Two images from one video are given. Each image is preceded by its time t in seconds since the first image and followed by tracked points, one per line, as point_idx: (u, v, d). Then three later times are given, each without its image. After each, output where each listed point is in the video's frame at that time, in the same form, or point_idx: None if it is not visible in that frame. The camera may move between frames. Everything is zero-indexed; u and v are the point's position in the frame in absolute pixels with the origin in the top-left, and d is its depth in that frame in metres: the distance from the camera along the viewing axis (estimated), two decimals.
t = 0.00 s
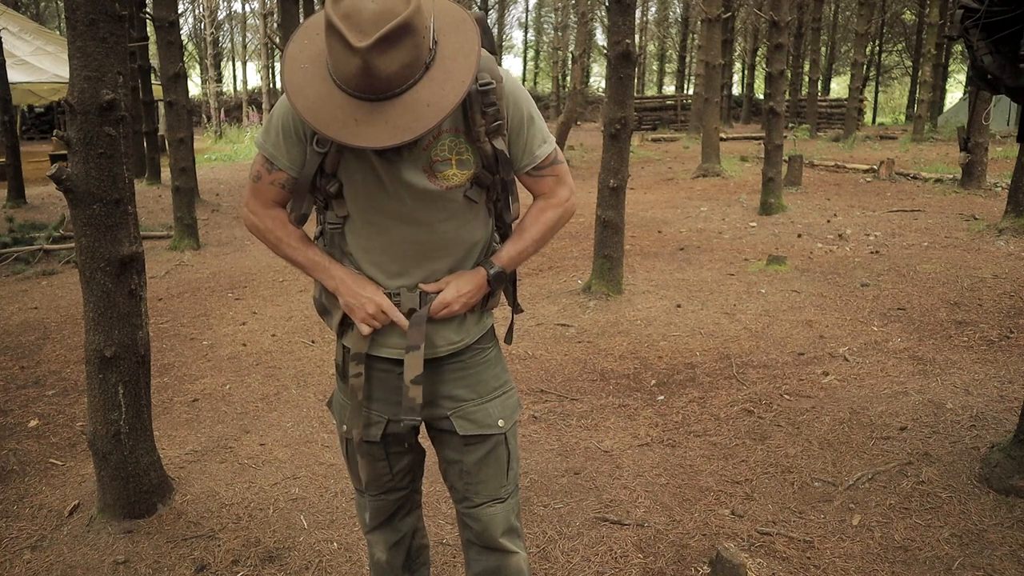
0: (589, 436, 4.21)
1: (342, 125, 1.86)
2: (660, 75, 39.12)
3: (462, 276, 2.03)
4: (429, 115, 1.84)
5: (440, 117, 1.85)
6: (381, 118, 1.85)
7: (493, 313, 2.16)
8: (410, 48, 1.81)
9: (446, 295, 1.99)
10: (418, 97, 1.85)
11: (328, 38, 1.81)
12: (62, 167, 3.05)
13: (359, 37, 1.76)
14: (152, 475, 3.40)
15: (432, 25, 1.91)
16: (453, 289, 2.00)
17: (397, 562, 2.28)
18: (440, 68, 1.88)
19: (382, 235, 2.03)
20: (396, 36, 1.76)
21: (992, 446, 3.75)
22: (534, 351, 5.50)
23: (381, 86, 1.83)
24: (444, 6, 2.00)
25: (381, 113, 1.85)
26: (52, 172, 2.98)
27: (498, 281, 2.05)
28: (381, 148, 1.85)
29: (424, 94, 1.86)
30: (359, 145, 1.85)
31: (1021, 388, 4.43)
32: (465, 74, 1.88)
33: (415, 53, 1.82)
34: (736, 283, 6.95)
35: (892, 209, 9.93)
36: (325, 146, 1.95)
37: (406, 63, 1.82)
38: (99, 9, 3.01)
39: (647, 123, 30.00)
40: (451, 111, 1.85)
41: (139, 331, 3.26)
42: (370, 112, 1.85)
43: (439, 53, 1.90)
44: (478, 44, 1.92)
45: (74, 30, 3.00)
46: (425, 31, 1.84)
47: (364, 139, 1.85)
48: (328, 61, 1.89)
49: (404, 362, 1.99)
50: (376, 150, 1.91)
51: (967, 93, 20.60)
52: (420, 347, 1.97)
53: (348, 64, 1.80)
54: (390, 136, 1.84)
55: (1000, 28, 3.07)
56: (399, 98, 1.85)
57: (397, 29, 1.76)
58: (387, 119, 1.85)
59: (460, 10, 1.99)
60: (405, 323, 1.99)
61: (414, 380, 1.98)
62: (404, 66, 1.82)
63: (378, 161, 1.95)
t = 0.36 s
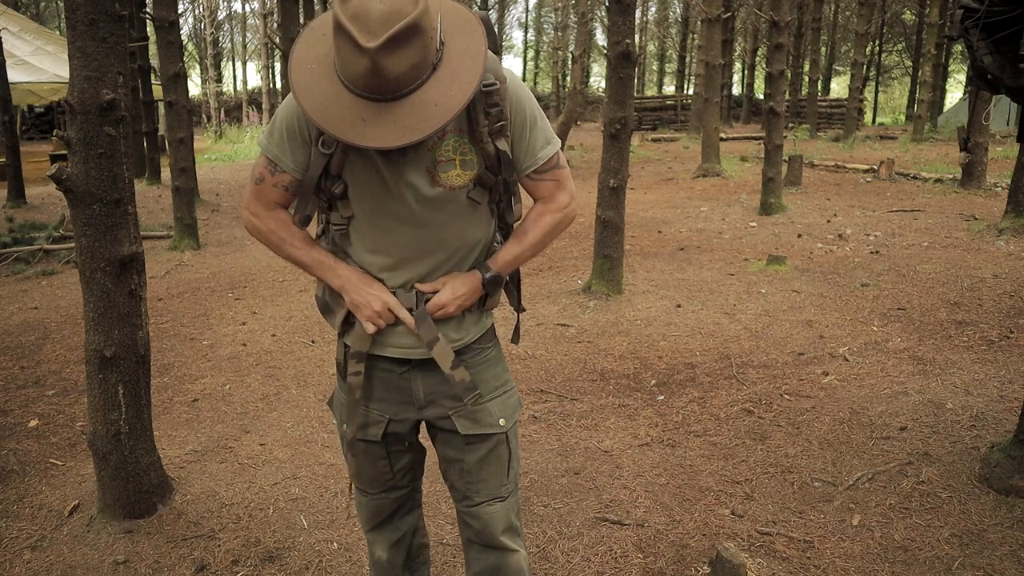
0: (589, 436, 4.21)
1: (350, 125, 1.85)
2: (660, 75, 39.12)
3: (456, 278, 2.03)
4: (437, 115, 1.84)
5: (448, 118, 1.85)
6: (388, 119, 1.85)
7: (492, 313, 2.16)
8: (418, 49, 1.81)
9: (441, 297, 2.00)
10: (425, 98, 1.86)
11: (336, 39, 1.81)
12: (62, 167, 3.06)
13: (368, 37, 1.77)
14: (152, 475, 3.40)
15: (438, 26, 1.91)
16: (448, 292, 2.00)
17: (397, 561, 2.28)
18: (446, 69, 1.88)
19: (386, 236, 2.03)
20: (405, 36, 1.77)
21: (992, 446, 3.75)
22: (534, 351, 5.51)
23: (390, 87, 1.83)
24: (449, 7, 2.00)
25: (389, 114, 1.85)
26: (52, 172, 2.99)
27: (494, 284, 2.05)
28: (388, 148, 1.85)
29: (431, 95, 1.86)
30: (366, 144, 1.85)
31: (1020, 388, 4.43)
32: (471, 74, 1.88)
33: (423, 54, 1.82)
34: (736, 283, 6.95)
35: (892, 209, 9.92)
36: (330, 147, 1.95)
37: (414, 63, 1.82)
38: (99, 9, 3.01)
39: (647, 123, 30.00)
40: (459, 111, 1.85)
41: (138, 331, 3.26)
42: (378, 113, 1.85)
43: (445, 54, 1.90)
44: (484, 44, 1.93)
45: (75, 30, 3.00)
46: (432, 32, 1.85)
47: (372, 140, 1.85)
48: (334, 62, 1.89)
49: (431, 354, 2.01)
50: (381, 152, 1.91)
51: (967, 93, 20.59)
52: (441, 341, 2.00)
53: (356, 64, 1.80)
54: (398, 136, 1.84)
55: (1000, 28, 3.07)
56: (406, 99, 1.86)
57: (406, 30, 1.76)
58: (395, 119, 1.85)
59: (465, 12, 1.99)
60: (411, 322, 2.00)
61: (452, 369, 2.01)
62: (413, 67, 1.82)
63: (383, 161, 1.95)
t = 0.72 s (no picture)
0: (589, 436, 4.21)
1: (354, 127, 1.85)
2: (660, 75, 39.12)
3: (445, 269, 2.03)
4: (440, 116, 1.84)
5: (452, 119, 1.85)
6: (392, 120, 1.85)
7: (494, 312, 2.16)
8: (423, 51, 1.81)
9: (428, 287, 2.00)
10: (429, 99, 1.86)
11: (341, 41, 1.81)
12: (62, 167, 3.06)
13: (373, 40, 1.77)
14: (152, 475, 3.40)
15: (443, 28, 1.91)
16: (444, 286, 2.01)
17: (398, 561, 2.27)
18: (450, 71, 1.88)
19: (386, 236, 2.03)
20: (410, 39, 1.77)
21: (992, 446, 3.75)
22: (534, 351, 5.51)
23: (394, 89, 1.83)
24: (452, 9, 2.00)
25: (392, 115, 1.85)
26: (52, 172, 2.99)
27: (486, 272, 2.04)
28: (393, 150, 1.85)
29: (435, 97, 1.86)
30: (370, 146, 1.85)
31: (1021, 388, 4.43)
32: (475, 75, 1.88)
33: (427, 56, 1.82)
34: (736, 283, 6.95)
35: (892, 209, 9.92)
36: (330, 148, 1.95)
37: (419, 65, 1.82)
38: (99, 9, 3.01)
39: (647, 123, 30.01)
40: (463, 113, 1.85)
41: (139, 331, 3.26)
42: (382, 115, 1.85)
43: (449, 56, 1.90)
44: (488, 46, 1.93)
45: (74, 30, 3.00)
46: (437, 35, 1.85)
47: (377, 142, 1.84)
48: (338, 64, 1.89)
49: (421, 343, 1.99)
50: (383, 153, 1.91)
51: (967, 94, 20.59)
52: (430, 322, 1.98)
53: (361, 66, 1.80)
54: (402, 138, 1.84)
55: (1000, 28, 3.07)
56: (410, 101, 1.86)
57: (411, 33, 1.76)
58: (399, 121, 1.85)
59: (468, 15, 1.99)
60: (410, 319, 1.99)
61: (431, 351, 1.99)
62: (417, 69, 1.82)
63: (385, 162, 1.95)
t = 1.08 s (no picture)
0: (589, 436, 4.21)
1: (355, 129, 1.85)
2: (660, 75, 39.11)
3: (438, 288, 2.02)
4: (441, 117, 1.84)
5: (452, 120, 1.85)
6: (393, 121, 1.85)
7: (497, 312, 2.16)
8: (422, 52, 1.81)
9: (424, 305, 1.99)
10: (430, 100, 1.86)
11: (341, 41, 1.80)
12: (62, 167, 3.06)
13: (373, 40, 1.77)
14: (152, 475, 3.40)
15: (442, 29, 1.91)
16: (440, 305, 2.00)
17: (399, 561, 2.27)
18: (450, 72, 1.88)
19: (385, 239, 2.04)
20: (410, 40, 1.77)
21: (992, 446, 3.75)
22: (534, 351, 5.51)
23: (394, 89, 1.83)
24: (452, 9, 2.00)
25: (393, 116, 1.85)
26: (52, 172, 2.99)
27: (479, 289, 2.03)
28: (394, 151, 1.86)
29: (434, 98, 1.86)
30: (370, 148, 1.85)
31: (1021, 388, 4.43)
32: (475, 76, 1.88)
33: (427, 57, 1.82)
34: (736, 283, 6.95)
35: (892, 209, 9.92)
36: (331, 152, 1.95)
37: (418, 67, 1.82)
38: (99, 9, 3.01)
39: (647, 123, 30.01)
40: (464, 113, 1.84)
41: (138, 331, 3.26)
42: (383, 116, 1.85)
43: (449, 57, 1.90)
44: (488, 47, 1.93)
45: (74, 30, 3.00)
46: (437, 35, 1.84)
47: (378, 143, 1.84)
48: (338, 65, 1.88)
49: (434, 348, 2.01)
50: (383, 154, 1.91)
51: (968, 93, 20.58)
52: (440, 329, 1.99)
53: (360, 67, 1.80)
54: (402, 140, 1.84)
55: (1000, 28, 3.07)
56: (410, 102, 1.85)
57: (410, 33, 1.76)
58: (399, 122, 1.85)
59: (468, 16, 1.99)
60: (417, 330, 1.97)
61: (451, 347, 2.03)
62: (417, 70, 1.82)
63: (384, 164, 1.97)
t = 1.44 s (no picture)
0: (589, 436, 4.21)
1: (360, 126, 1.85)
2: (660, 75, 39.12)
3: (437, 293, 2.01)
4: (445, 116, 1.84)
5: (456, 119, 1.85)
6: (398, 119, 1.84)
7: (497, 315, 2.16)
8: (429, 50, 1.80)
9: (424, 315, 1.99)
10: (435, 99, 1.85)
11: (348, 39, 1.80)
12: (62, 167, 3.05)
13: (379, 37, 1.76)
14: (152, 475, 3.40)
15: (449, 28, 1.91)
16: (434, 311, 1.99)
17: (400, 564, 2.27)
18: (456, 70, 1.88)
19: (385, 237, 2.04)
20: (417, 36, 1.76)
21: (992, 446, 3.75)
22: (534, 351, 5.51)
23: (400, 87, 1.82)
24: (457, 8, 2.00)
25: (397, 114, 1.85)
26: (52, 171, 2.99)
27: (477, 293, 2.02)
28: (397, 148, 1.85)
29: (439, 97, 1.86)
30: (375, 146, 1.85)
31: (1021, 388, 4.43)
32: (480, 78, 1.88)
33: (434, 55, 1.81)
34: (736, 283, 6.95)
35: (892, 209, 9.92)
36: (333, 150, 1.95)
37: (424, 64, 1.81)
38: (99, 9, 3.01)
39: (647, 123, 30.02)
40: (469, 112, 1.84)
41: (139, 331, 3.26)
42: (387, 114, 1.85)
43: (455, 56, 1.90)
44: (493, 51, 1.92)
45: (75, 30, 3.00)
46: (443, 32, 1.84)
47: (382, 141, 1.84)
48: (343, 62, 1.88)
49: (428, 358, 2.00)
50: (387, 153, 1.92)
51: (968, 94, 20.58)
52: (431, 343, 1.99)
53: (366, 64, 1.79)
54: (407, 138, 1.84)
55: (1000, 28, 3.07)
56: (416, 100, 1.85)
57: (417, 31, 1.75)
58: (404, 120, 1.85)
59: (474, 16, 1.99)
60: (416, 338, 1.97)
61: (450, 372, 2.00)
62: (423, 67, 1.81)
63: (386, 163, 1.97)
